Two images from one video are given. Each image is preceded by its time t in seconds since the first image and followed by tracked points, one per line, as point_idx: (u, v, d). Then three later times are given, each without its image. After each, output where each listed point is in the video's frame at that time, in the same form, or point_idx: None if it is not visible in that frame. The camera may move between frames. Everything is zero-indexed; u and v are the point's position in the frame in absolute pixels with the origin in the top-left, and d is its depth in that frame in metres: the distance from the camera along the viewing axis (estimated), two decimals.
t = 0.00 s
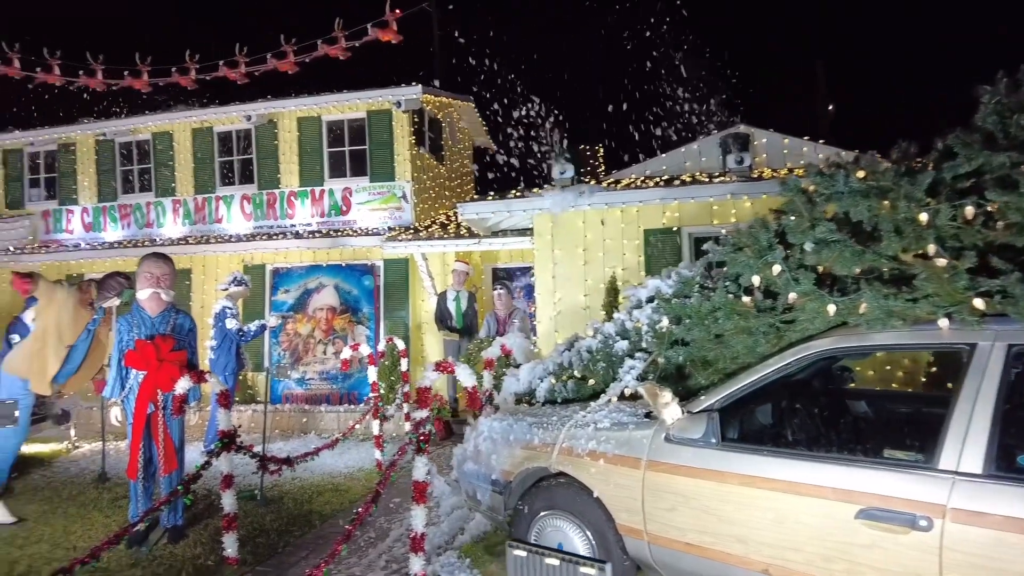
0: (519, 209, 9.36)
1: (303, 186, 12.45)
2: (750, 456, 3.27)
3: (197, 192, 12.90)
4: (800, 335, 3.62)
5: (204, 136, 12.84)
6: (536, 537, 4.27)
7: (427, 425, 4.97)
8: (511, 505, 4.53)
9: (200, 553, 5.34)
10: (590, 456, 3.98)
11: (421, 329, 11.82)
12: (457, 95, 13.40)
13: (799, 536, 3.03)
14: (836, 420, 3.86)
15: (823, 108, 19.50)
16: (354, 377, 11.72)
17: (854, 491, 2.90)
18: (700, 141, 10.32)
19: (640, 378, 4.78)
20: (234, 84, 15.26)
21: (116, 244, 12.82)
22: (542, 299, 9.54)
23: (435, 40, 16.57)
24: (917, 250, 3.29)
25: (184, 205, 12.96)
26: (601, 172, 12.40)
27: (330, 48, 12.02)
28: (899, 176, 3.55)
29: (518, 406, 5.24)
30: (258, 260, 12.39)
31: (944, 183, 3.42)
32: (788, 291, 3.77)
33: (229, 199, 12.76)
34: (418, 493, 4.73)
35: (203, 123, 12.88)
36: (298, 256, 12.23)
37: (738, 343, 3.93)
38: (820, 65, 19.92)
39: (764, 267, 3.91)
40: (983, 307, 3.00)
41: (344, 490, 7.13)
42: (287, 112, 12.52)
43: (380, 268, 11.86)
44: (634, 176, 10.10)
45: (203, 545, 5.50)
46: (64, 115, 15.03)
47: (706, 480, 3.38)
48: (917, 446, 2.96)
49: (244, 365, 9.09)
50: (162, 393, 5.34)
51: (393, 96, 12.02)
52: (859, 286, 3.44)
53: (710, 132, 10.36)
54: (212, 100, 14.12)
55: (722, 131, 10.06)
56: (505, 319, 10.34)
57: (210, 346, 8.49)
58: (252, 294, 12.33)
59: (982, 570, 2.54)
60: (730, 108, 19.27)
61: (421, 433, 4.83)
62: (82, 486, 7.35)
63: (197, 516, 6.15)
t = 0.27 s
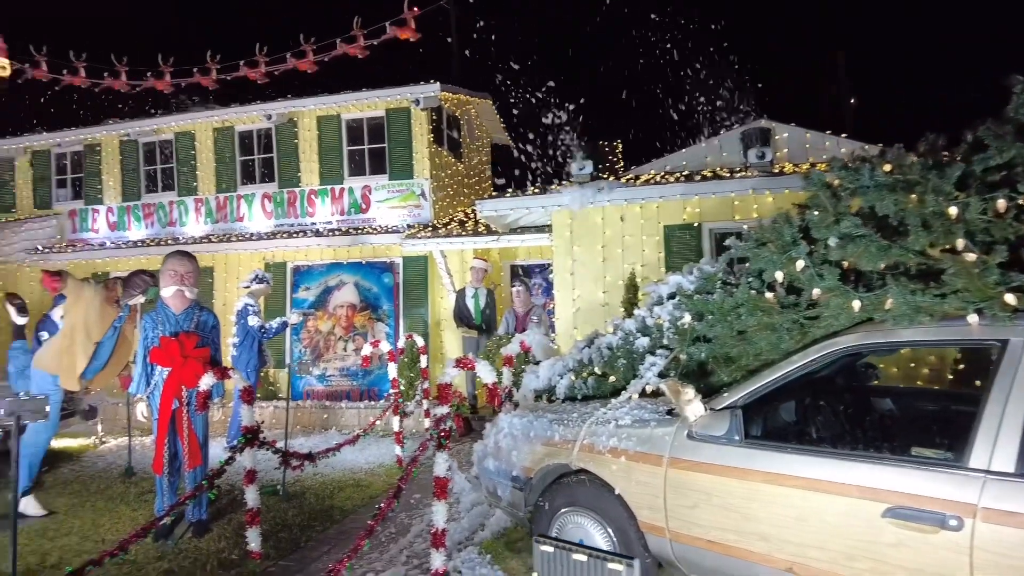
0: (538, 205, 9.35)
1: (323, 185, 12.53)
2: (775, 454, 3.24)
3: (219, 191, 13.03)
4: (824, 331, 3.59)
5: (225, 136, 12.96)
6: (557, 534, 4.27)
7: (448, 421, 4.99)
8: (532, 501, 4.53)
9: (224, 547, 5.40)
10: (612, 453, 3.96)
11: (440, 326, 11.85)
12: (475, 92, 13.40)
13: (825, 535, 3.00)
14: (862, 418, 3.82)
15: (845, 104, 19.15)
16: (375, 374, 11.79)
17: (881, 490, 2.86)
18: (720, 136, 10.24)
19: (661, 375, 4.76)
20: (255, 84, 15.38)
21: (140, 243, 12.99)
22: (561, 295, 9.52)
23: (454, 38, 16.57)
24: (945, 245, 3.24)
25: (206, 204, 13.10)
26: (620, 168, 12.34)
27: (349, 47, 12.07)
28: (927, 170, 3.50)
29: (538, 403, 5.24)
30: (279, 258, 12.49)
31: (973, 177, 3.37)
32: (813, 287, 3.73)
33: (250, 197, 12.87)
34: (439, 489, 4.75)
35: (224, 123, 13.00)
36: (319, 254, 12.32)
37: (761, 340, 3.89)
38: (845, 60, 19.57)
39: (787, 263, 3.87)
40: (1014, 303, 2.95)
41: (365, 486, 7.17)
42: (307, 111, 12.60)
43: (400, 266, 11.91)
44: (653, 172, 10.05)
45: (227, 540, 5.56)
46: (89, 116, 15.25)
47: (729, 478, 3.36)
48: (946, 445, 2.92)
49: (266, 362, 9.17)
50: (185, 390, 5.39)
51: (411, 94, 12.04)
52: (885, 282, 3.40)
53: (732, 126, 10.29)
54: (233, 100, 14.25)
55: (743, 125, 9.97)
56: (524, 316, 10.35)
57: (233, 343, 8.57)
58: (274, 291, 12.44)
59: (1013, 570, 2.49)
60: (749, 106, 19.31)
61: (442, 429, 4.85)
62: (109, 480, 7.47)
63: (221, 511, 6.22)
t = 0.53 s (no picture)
0: (554, 201, 9.33)
1: (339, 183, 12.58)
2: (797, 452, 3.21)
3: (237, 189, 13.12)
4: (847, 328, 3.55)
5: (242, 135, 13.05)
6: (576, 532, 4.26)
7: (465, 418, 5.00)
8: (550, 498, 4.52)
9: (244, 542, 5.45)
10: (630, 451, 3.95)
11: (456, 323, 11.86)
12: (490, 89, 13.40)
13: (848, 534, 2.97)
14: (884, 416, 3.78)
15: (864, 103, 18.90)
16: (391, 370, 11.84)
17: (906, 488, 2.83)
18: (738, 132, 10.19)
19: (680, 373, 4.74)
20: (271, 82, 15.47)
21: (160, 241, 13.11)
22: (577, 292, 9.50)
23: (468, 36, 16.56)
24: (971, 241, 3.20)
25: (224, 202, 13.20)
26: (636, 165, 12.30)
27: (364, 45, 12.11)
28: (953, 166, 3.46)
29: (556, 400, 5.24)
30: (296, 255, 12.56)
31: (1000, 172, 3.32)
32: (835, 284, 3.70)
33: (267, 196, 12.94)
34: (457, 485, 4.76)
35: (241, 122, 13.09)
36: (335, 252, 12.38)
37: (781, 337, 3.87)
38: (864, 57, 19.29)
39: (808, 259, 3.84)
40: None
41: (382, 482, 7.21)
42: (323, 109, 12.66)
43: (415, 263, 11.94)
44: (670, 168, 10.00)
45: (247, 535, 5.61)
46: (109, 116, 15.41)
47: (750, 475, 3.33)
48: (972, 443, 2.88)
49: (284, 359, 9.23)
50: (206, 386, 5.44)
51: (427, 92, 12.06)
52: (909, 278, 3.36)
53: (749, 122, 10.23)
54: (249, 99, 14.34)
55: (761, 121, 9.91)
56: (539, 314, 10.36)
57: (251, 340, 8.63)
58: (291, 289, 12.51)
59: None
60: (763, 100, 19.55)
61: (460, 426, 4.85)
62: (131, 475, 7.56)
63: (241, 506, 6.28)
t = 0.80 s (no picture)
0: (571, 198, 9.32)
1: (356, 181, 12.63)
2: (819, 450, 3.19)
3: (255, 187, 13.21)
4: (869, 326, 3.52)
5: (260, 133, 13.13)
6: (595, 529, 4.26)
7: (484, 415, 5.01)
8: (568, 495, 4.52)
9: (265, 537, 5.51)
10: (649, 448, 3.93)
11: (472, 320, 11.87)
12: (506, 86, 13.38)
13: (871, 533, 2.95)
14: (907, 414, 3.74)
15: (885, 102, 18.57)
16: (408, 367, 11.88)
17: (931, 488, 2.81)
18: (756, 128, 10.12)
19: (699, 370, 4.72)
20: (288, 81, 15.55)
21: (179, 239, 13.24)
22: (593, 289, 9.48)
23: (484, 33, 16.55)
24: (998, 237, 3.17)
25: (242, 201, 13.30)
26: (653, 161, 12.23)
27: (380, 44, 12.13)
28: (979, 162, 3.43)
29: (573, 398, 5.23)
30: (314, 253, 12.63)
31: None
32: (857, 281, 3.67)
33: (285, 194, 13.02)
34: (476, 482, 4.78)
35: (259, 121, 13.17)
36: (352, 250, 12.43)
37: (803, 334, 3.84)
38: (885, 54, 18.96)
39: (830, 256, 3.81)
40: None
41: (400, 478, 7.24)
42: (340, 108, 12.71)
43: (432, 261, 11.96)
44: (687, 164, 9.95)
45: (267, 530, 5.66)
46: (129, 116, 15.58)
47: (772, 473, 3.31)
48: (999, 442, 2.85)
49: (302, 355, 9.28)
50: (226, 382, 5.49)
51: (443, 89, 12.07)
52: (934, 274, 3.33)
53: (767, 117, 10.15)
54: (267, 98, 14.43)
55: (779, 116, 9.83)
56: (556, 311, 10.36)
57: (270, 337, 8.69)
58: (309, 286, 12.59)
59: None
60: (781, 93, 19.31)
61: (478, 423, 4.86)
62: (153, 470, 7.65)
63: (261, 501, 6.34)
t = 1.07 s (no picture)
0: (591, 193, 9.28)
1: (377, 178, 12.69)
2: (846, 446, 3.16)
3: (277, 185, 13.32)
4: (897, 321, 3.48)
5: (282, 132, 13.23)
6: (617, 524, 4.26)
7: (506, 411, 5.01)
8: (590, 491, 4.51)
9: (289, 530, 5.56)
10: (673, 444, 3.92)
11: (491, 317, 11.88)
12: (525, 82, 13.35)
13: (900, 531, 2.92)
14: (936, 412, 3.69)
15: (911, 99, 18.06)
16: (428, 364, 11.91)
17: (963, 485, 2.77)
18: (778, 121, 10.02)
19: (722, 367, 4.68)
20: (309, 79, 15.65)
21: (203, 237, 13.39)
22: (614, 285, 9.45)
23: (503, 29, 16.52)
24: None
25: (264, 199, 13.41)
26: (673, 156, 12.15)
27: (400, 41, 12.16)
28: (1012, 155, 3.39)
29: (595, 394, 5.21)
30: (335, 250, 12.71)
31: None
32: (885, 275, 3.63)
33: (306, 192, 13.12)
34: (497, 477, 4.79)
35: (281, 119, 13.27)
36: (373, 247, 12.49)
37: (828, 329, 3.80)
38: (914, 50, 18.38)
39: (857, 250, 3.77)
40: None
41: (421, 473, 7.27)
42: (360, 105, 12.77)
43: (451, 257, 11.98)
44: (709, 158, 9.87)
45: (292, 524, 5.72)
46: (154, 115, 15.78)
47: (798, 470, 3.28)
48: None
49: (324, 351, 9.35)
50: (251, 378, 5.54)
51: (462, 86, 12.08)
52: (963, 268, 3.29)
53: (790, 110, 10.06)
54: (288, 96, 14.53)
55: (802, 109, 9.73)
56: (576, 307, 10.36)
57: (293, 334, 8.76)
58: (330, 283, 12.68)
59: None
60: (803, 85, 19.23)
61: (500, 418, 4.87)
62: (179, 464, 7.76)
63: (286, 495, 6.40)
